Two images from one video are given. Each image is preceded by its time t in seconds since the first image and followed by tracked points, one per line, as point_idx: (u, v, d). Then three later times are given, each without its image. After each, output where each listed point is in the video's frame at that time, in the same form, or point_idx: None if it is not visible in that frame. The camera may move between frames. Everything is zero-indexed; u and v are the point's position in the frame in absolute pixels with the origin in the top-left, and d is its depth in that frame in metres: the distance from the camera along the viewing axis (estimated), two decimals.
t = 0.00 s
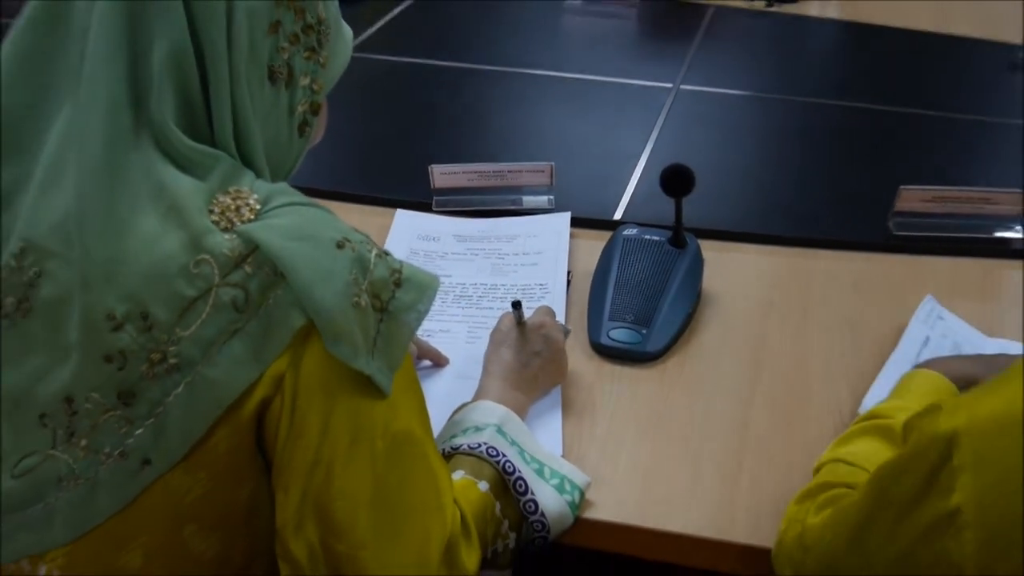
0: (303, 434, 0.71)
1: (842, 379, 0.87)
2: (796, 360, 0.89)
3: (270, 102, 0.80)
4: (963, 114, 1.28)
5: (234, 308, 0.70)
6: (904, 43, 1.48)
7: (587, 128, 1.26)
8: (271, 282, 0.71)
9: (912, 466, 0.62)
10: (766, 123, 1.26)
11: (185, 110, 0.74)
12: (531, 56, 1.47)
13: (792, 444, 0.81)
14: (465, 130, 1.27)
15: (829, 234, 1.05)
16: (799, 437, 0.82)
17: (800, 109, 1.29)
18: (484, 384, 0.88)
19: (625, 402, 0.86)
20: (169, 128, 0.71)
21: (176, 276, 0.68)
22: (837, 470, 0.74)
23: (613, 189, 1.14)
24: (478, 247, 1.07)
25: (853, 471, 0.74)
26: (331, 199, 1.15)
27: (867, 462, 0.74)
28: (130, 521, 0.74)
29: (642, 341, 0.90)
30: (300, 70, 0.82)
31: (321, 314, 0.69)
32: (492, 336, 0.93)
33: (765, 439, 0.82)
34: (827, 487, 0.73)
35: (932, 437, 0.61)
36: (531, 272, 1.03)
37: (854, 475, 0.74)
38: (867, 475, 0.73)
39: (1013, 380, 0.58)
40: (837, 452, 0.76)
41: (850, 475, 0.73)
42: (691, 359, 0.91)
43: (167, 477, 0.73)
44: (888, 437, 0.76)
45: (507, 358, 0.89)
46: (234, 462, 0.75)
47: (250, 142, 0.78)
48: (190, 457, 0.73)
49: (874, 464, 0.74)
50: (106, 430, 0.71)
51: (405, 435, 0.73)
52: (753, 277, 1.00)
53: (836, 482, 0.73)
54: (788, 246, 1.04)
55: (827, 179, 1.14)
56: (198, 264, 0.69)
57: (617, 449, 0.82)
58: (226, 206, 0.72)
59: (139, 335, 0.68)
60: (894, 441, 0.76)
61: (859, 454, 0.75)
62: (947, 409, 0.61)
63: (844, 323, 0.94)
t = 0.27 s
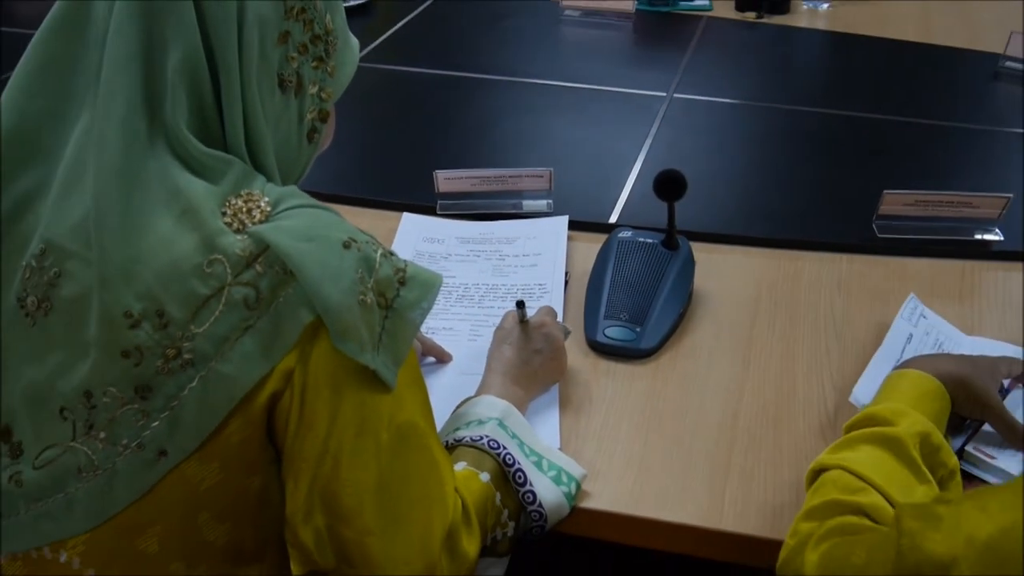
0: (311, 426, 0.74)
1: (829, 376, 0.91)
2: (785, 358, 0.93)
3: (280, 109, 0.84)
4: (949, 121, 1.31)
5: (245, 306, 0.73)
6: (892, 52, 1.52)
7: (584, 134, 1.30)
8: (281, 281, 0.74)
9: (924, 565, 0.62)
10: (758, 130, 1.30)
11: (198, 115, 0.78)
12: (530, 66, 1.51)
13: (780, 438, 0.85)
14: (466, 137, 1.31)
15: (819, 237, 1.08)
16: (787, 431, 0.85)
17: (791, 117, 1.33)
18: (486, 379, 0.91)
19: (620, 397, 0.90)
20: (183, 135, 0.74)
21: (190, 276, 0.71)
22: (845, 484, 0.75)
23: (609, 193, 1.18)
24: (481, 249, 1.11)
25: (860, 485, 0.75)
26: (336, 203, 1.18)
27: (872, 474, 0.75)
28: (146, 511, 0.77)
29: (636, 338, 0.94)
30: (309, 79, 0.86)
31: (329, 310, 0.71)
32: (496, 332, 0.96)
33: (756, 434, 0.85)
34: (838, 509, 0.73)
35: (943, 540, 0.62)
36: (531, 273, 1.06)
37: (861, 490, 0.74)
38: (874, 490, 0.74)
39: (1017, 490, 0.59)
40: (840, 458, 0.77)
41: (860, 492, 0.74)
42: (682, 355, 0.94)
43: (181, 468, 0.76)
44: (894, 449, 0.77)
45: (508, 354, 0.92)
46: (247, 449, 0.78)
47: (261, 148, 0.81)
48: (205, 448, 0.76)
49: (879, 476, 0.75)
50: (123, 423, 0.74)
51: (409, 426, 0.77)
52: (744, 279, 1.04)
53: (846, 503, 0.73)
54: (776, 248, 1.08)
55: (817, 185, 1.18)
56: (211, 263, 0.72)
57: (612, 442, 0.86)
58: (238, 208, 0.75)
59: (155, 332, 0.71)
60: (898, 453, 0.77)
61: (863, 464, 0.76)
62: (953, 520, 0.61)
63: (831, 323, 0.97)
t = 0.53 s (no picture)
0: (317, 422, 0.77)
1: (821, 374, 0.93)
2: (779, 356, 0.96)
3: (288, 114, 0.86)
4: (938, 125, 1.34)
5: (255, 305, 0.75)
6: (882, 60, 1.55)
7: (582, 139, 1.33)
8: (289, 281, 0.76)
9: (912, 570, 0.66)
10: (752, 135, 1.32)
11: (210, 120, 0.80)
12: (530, 73, 1.54)
13: (773, 432, 0.87)
14: (466, 142, 1.34)
15: (811, 239, 1.11)
16: (780, 427, 0.88)
17: (784, 122, 1.36)
18: (488, 376, 0.93)
19: (618, 393, 0.93)
20: (195, 140, 0.77)
21: (201, 276, 0.74)
22: (833, 480, 0.77)
23: (607, 197, 1.21)
24: (483, 250, 1.13)
25: (848, 481, 0.77)
26: (342, 206, 1.21)
27: (861, 471, 0.77)
28: (158, 504, 0.80)
29: (633, 337, 0.97)
30: (316, 86, 0.89)
31: (335, 310, 0.74)
32: (500, 331, 0.99)
33: (749, 429, 0.88)
34: (825, 504, 0.76)
35: (929, 548, 0.65)
36: (531, 273, 1.09)
37: (848, 486, 0.77)
38: (861, 487, 0.77)
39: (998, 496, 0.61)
40: (829, 453, 0.80)
41: (847, 489, 0.77)
42: (678, 353, 0.97)
43: (194, 462, 0.79)
44: (882, 446, 0.79)
45: (510, 352, 0.95)
46: (256, 445, 0.80)
47: (270, 153, 0.84)
48: (216, 441, 0.79)
49: (868, 474, 0.77)
50: (137, 418, 0.76)
51: (412, 422, 0.79)
52: (737, 279, 1.06)
53: (834, 499, 0.76)
54: (771, 250, 1.11)
55: (809, 188, 1.20)
56: (221, 264, 0.74)
57: (609, 436, 0.88)
58: (248, 210, 0.77)
59: (168, 330, 0.74)
60: (885, 450, 0.79)
61: (853, 460, 0.79)
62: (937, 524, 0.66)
63: (823, 322, 1.00)
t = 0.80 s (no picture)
0: (320, 421, 0.78)
1: (818, 372, 0.94)
2: (776, 355, 0.97)
3: (292, 117, 0.87)
4: (935, 127, 1.35)
5: (259, 305, 0.77)
6: (880, 63, 1.56)
7: (581, 142, 1.34)
8: (293, 282, 0.78)
9: (906, 565, 0.67)
10: (750, 137, 1.34)
11: (215, 124, 0.81)
12: (529, 77, 1.55)
13: (770, 430, 0.88)
14: (467, 145, 1.35)
15: (809, 240, 1.12)
16: (778, 425, 0.89)
17: (782, 124, 1.37)
18: (489, 376, 0.94)
19: (618, 392, 0.94)
20: (200, 143, 0.77)
21: (206, 278, 0.75)
22: (826, 476, 0.78)
23: (606, 198, 1.22)
24: (484, 252, 1.15)
25: (841, 477, 0.78)
26: (344, 208, 1.22)
27: (856, 468, 0.78)
28: (163, 503, 0.81)
29: (633, 336, 0.98)
30: (319, 90, 0.90)
31: (338, 309, 0.75)
32: (502, 331, 1.00)
33: (747, 427, 0.89)
34: (819, 500, 0.77)
35: (923, 542, 0.66)
36: (532, 274, 1.10)
37: (841, 482, 0.78)
38: (854, 483, 0.78)
39: (1000, 491, 0.63)
40: (823, 450, 0.81)
41: (839, 485, 0.78)
42: (678, 353, 0.98)
43: (199, 461, 0.80)
44: (876, 443, 0.80)
45: (511, 351, 0.96)
46: (260, 443, 0.81)
47: (274, 156, 0.85)
48: (221, 440, 0.80)
49: (862, 470, 0.78)
50: (143, 418, 0.77)
51: (414, 421, 0.80)
52: (735, 279, 1.08)
53: (827, 495, 0.77)
54: (769, 250, 1.12)
55: (807, 189, 1.21)
56: (226, 265, 0.75)
57: (608, 434, 0.89)
58: (252, 212, 0.78)
59: (173, 331, 0.75)
60: (879, 446, 0.80)
61: (846, 457, 0.80)
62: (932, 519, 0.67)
63: (820, 321, 1.01)
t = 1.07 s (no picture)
0: (321, 425, 0.79)
1: (813, 372, 0.96)
2: (772, 354, 0.98)
3: (293, 119, 0.88)
4: (931, 128, 1.36)
5: (263, 310, 0.78)
6: (877, 64, 1.56)
7: (580, 143, 1.35)
8: (296, 287, 0.79)
9: (911, 558, 0.69)
10: (748, 138, 1.34)
11: (219, 127, 0.82)
12: (528, 78, 1.55)
13: (765, 429, 0.90)
14: (466, 146, 1.36)
15: (806, 241, 1.13)
16: (772, 424, 0.90)
17: (780, 126, 1.37)
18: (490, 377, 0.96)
19: (617, 390, 0.95)
20: (204, 145, 0.78)
21: (210, 282, 0.76)
22: (822, 475, 0.80)
23: (605, 199, 1.23)
24: (485, 251, 1.16)
25: (836, 476, 0.80)
26: (345, 208, 1.23)
27: (850, 467, 0.80)
28: (167, 503, 0.83)
29: (631, 335, 0.99)
30: (322, 91, 0.90)
31: (339, 315, 0.76)
32: (517, 330, 1.01)
33: (743, 425, 0.90)
34: (816, 497, 0.79)
35: (929, 535, 0.68)
36: (532, 274, 1.11)
37: (837, 481, 0.79)
38: (849, 481, 0.79)
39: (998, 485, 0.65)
40: (818, 449, 0.83)
41: (835, 484, 0.79)
42: (675, 351, 0.99)
43: (202, 462, 0.82)
44: (870, 441, 0.82)
45: (512, 352, 0.98)
46: (262, 444, 0.83)
47: (276, 158, 0.86)
48: (224, 441, 0.81)
49: (856, 468, 0.80)
50: (146, 420, 0.79)
51: (415, 423, 0.82)
52: (733, 278, 1.09)
53: (822, 493, 0.79)
54: (766, 249, 1.13)
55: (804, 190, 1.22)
56: (230, 270, 0.76)
57: (607, 432, 0.91)
58: (256, 218, 0.79)
59: (177, 334, 0.76)
60: (873, 445, 0.82)
61: (841, 455, 0.81)
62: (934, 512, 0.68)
63: (816, 320, 1.02)
